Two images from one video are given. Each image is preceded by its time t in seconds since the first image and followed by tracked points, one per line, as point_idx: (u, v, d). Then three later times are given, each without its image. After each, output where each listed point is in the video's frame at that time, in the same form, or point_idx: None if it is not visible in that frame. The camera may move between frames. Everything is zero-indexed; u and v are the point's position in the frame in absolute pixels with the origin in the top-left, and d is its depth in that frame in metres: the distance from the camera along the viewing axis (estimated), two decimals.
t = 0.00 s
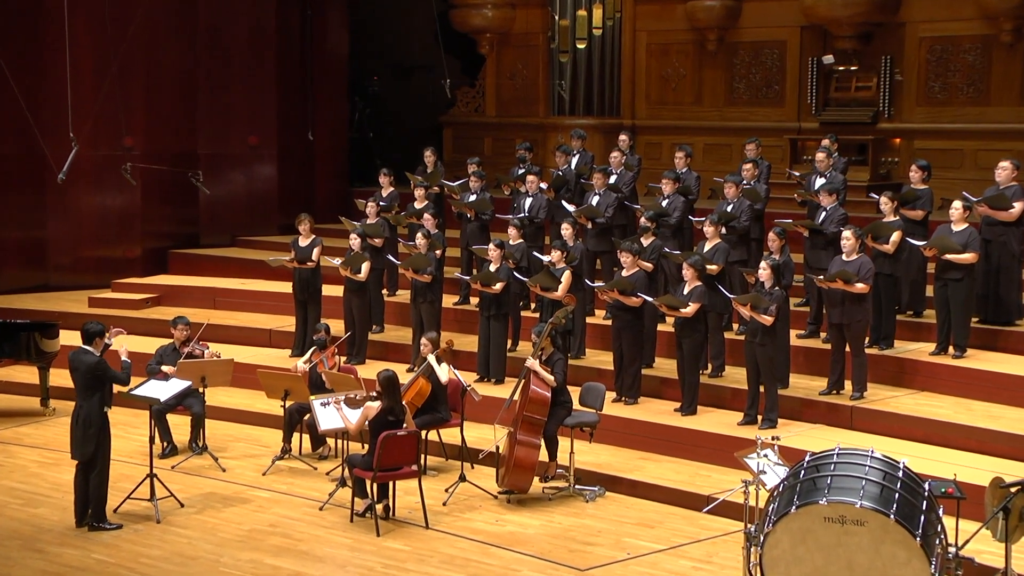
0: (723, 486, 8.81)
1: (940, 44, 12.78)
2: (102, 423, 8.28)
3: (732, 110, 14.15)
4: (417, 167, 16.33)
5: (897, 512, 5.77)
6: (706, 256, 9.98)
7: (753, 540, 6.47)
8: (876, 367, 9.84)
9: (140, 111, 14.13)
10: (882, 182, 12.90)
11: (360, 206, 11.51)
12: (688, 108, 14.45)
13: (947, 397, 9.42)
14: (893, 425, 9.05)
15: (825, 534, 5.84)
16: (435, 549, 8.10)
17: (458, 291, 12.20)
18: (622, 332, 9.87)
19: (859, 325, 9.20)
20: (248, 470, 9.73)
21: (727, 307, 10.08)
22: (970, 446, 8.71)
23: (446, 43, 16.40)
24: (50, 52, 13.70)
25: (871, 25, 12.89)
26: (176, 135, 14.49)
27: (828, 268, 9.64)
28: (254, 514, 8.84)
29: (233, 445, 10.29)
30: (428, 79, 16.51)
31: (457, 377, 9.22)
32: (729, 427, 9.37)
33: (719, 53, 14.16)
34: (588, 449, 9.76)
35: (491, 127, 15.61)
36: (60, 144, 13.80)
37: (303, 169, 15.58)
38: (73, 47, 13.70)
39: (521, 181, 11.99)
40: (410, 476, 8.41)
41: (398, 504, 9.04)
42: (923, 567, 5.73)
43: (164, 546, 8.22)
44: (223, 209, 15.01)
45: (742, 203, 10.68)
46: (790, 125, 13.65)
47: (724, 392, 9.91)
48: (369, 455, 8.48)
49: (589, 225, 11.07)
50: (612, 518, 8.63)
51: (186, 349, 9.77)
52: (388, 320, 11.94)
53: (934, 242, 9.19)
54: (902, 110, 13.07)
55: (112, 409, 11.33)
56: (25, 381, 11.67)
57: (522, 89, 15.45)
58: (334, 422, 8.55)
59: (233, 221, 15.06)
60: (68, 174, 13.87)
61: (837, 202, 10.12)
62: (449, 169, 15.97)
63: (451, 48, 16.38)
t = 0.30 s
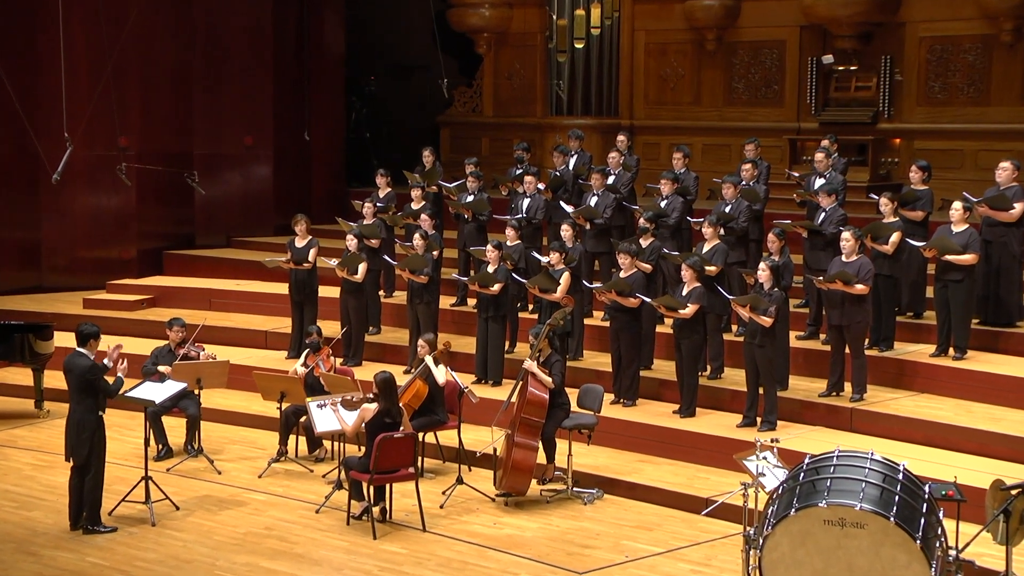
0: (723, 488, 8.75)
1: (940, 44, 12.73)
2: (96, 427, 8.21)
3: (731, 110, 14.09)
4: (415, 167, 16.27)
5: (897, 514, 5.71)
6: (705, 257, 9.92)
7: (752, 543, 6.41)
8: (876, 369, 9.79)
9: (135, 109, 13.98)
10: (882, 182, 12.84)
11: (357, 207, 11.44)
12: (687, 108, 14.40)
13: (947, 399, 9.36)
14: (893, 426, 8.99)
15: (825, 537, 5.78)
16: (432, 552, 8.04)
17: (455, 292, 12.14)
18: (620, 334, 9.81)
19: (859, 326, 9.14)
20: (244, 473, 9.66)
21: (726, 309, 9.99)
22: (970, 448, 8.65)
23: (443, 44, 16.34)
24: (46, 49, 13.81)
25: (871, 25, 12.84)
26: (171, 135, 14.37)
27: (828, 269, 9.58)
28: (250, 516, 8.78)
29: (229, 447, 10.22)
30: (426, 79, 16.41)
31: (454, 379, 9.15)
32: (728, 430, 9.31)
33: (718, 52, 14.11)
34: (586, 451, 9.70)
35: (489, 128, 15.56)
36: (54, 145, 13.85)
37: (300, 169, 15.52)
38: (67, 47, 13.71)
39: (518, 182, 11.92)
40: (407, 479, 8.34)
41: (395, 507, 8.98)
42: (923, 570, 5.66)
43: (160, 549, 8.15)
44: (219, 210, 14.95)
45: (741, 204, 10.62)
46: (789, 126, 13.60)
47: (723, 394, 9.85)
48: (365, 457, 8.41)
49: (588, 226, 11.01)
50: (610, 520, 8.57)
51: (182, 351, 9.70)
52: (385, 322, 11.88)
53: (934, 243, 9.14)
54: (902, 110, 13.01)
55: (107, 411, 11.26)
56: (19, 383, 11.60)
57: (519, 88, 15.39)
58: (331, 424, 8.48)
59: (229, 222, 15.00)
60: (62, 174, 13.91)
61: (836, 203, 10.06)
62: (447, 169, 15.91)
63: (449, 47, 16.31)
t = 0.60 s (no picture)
0: (722, 491, 8.70)
1: (939, 44, 12.70)
2: (90, 430, 8.17)
3: (730, 110, 14.05)
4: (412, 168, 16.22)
5: (897, 517, 5.67)
6: (703, 259, 9.88)
7: (751, 546, 6.36)
8: (875, 371, 9.74)
9: (130, 110, 13.99)
10: (882, 184, 12.78)
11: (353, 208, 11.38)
12: (685, 108, 14.35)
13: (947, 401, 9.32)
14: (892, 428, 8.94)
15: (824, 540, 5.73)
16: (429, 555, 7.99)
17: (452, 294, 12.09)
18: (618, 335, 9.77)
19: (859, 328, 9.09)
20: (240, 475, 9.60)
21: (724, 310, 9.93)
22: (970, 450, 8.61)
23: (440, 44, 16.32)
24: (40, 51, 13.64)
25: (871, 25, 12.81)
26: (166, 136, 14.37)
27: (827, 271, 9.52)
28: (246, 519, 8.72)
29: (225, 450, 10.16)
30: (423, 80, 16.41)
31: (451, 381, 9.11)
32: (726, 432, 9.26)
33: (717, 53, 14.06)
34: (584, 453, 9.65)
35: (486, 128, 15.51)
36: (50, 144, 13.72)
37: (296, 170, 15.46)
38: (63, 49, 13.63)
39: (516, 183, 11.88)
40: (404, 481, 8.29)
41: (392, 509, 8.92)
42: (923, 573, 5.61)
43: (155, 552, 8.10)
44: (215, 211, 14.89)
45: (738, 205, 10.56)
46: (788, 126, 13.55)
47: (721, 396, 9.80)
48: (362, 459, 8.35)
49: (585, 227, 10.97)
50: (609, 523, 8.52)
51: (177, 353, 9.64)
52: (382, 323, 11.83)
53: (932, 244, 9.10)
54: (901, 111, 12.97)
55: (103, 413, 11.20)
56: (14, 385, 11.54)
57: (517, 89, 15.34)
58: (327, 426, 8.43)
59: (225, 223, 14.94)
60: (57, 175, 13.80)
61: (835, 204, 10.01)
62: (444, 171, 15.86)
63: (445, 48, 16.30)
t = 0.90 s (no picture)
0: (720, 493, 8.66)
1: (937, 45, 12.67)
2: (86, 432, 8.12)
3: (728, 111, 14.02)
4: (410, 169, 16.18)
5: (896, 519, 5.63)
6: (701, 260, 9.84)
7: (749, 549, 6.32)
8: (875, 373, 9.70)
9: (125, 110, 13.96)
10: (881, 185, 12.75)
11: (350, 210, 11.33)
12: (683, 109, 14.32)
13: (946, 403, 9.28)
14: (891, 431, 8.90)
15: (823, 543, 5.69)
16: (427, 558, 7.95)
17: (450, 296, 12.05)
18: (616, 337, 9.73)
19: (858, 330, 9.05)
20: (236, 478, 9.56)
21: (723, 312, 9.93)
22: (969, 452, 8.57)
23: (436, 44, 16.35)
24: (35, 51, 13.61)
25: (870, 26, 12.79)
26: (161, 137, 14.34)
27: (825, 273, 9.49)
28: (243, 522, 8.68)
29: (221, 453, 10.12)
30: (420, 80, 16.44)
31: (449, 383, 9.08)
32: (725, 434, 9.23)
33: (715, 54, 14.03)
34: (582, 456, 9.61)
35: (484, 129, 15.47)
36: (45, 146, 13.69)
37: (292, 174, 15.37)
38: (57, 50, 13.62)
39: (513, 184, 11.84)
40: (401, 484, 8.25)
41: (389, 512, 8.88)
42: None
43: (151, 556, 8.05)
44: (211, 213, 14.84)
45: (736, 206, 10.51)
46: (787, 127, 13.53)
47: (720, 399, 9.76)
48: (359, 462, 8.32)
49: (583, 229, 10.94)
50: (607, 526, 8.47)
51: (173, 355, 9.59)
52: (379, 325, 11.79)
53: (930, 246, 9.08)
54: (900, 112, 12.94)
55: (98, 416, 11.16)
56: (9, 388, 11.50)
57: (514, 90, 15.30)
58: (324, 428, 8.38)
59: (221, 225, 14.84)
60: (52, 176, 13.80)
61: (833, 205, 9.95)
62: (441, 172, 15.82)
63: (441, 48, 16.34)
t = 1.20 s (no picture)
0: (719, 496, 8.61)
1: (937, 45, 12.62)
2: (81, 434, 8.07)
3: (726, 112, 13.98)
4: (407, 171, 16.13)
5: (895, 522, 5.58)
6: (699, 262, 9.79)
7: (748, 552, 6.27)
8: (874, 375, 9.65)
9: (121, 111, 13.86)
10: (880, 186, 12.71)
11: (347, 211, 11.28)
12: (682, 110, 14.27)
13: (945, 405, 9.24)
14: (891, 433, 8.86)
15: (822, 546, 5.64)
16: (424, 562, 7.89)
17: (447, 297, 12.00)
18: (614, 339, 9.67)
19: (856, 332, 9.00)
20: (232, 481, 9.50)
21: (721, 314, 9.90)
22: (969, 455, 8.53)
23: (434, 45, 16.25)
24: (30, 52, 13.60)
25: (870, 27, 12.74)
26: (157, 138, 14.26)
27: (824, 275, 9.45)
28: (238, 525, 8.62)
29: (217, 455, 10.06)
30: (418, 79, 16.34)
31: (446, 385, 9.02)
32: (723, 436, 9.18)
33: (713, 54, 13.98)
34: (580, 458, 9.56)
35: (481, 130, 15.42)
36: (40, 148, 13.67)
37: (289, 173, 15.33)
38: (52, 52, 13.57)
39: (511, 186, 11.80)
40: (398, 486, 8.20)
41: (386, 515, 8.83)
42: None
43: (146, 559, 8.00)
44: (207, 214, 14.78)
45: (734, 208, 10.45)
46: (785, 129, 13.49)
47: (719, 401, 9.71)
48: (356, 464, 8.27)
49: (581, 230, 10.90)
50: (605, 529, 8.42)
51: (168, 357, 9.53)
52: (375, 327, 11.74)
53: (928, 247, 9.06)
54: (899, 112, 12.90)
55: (93, 418, 11.10)
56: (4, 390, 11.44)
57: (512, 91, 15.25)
58: (321, 431, 8.33)
59: (217, 226, 14.79)
60: (47, 178, 13.76)
61: (832, 206, 9.90)
62: (438, 173, 15.78)
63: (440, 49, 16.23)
